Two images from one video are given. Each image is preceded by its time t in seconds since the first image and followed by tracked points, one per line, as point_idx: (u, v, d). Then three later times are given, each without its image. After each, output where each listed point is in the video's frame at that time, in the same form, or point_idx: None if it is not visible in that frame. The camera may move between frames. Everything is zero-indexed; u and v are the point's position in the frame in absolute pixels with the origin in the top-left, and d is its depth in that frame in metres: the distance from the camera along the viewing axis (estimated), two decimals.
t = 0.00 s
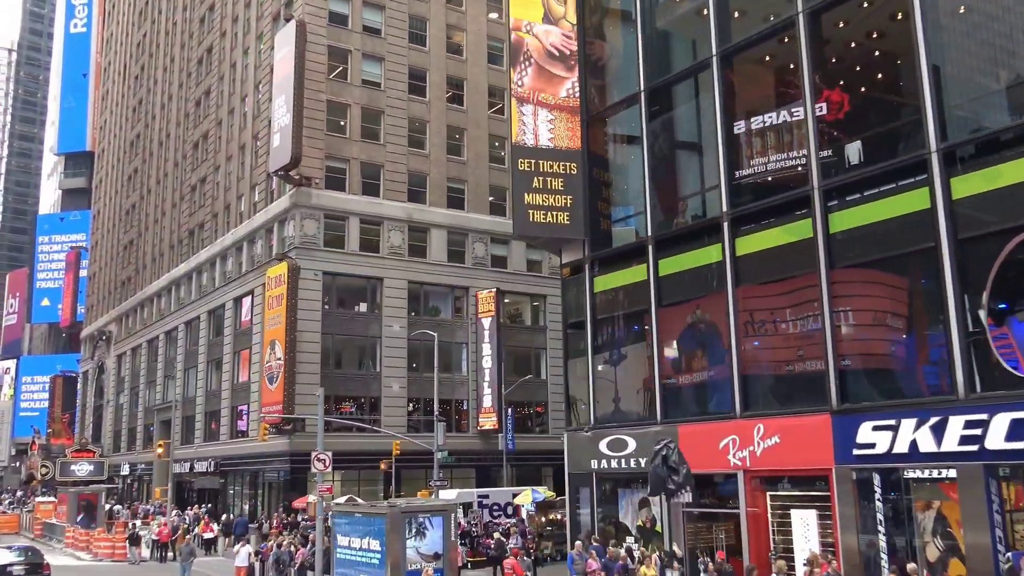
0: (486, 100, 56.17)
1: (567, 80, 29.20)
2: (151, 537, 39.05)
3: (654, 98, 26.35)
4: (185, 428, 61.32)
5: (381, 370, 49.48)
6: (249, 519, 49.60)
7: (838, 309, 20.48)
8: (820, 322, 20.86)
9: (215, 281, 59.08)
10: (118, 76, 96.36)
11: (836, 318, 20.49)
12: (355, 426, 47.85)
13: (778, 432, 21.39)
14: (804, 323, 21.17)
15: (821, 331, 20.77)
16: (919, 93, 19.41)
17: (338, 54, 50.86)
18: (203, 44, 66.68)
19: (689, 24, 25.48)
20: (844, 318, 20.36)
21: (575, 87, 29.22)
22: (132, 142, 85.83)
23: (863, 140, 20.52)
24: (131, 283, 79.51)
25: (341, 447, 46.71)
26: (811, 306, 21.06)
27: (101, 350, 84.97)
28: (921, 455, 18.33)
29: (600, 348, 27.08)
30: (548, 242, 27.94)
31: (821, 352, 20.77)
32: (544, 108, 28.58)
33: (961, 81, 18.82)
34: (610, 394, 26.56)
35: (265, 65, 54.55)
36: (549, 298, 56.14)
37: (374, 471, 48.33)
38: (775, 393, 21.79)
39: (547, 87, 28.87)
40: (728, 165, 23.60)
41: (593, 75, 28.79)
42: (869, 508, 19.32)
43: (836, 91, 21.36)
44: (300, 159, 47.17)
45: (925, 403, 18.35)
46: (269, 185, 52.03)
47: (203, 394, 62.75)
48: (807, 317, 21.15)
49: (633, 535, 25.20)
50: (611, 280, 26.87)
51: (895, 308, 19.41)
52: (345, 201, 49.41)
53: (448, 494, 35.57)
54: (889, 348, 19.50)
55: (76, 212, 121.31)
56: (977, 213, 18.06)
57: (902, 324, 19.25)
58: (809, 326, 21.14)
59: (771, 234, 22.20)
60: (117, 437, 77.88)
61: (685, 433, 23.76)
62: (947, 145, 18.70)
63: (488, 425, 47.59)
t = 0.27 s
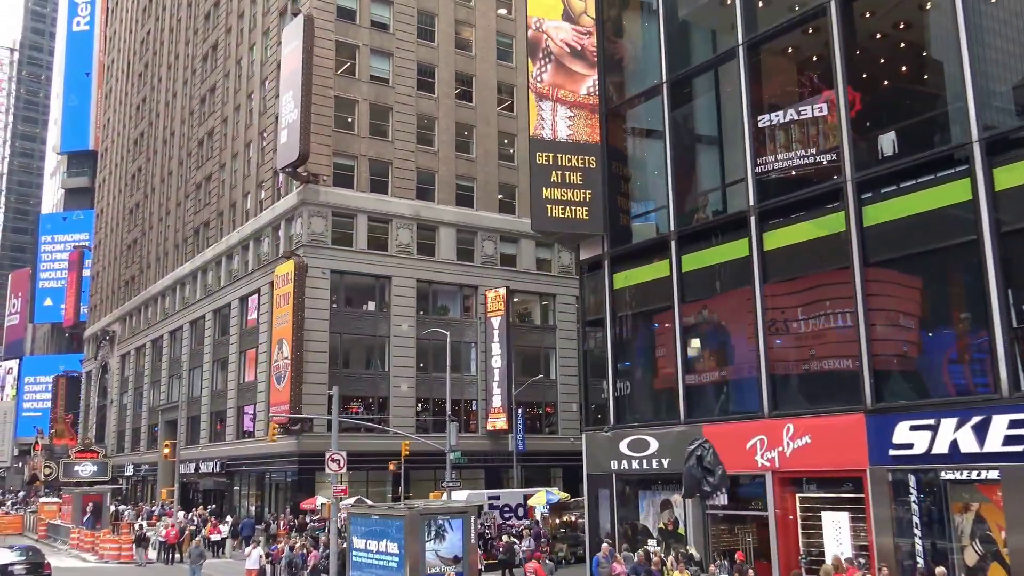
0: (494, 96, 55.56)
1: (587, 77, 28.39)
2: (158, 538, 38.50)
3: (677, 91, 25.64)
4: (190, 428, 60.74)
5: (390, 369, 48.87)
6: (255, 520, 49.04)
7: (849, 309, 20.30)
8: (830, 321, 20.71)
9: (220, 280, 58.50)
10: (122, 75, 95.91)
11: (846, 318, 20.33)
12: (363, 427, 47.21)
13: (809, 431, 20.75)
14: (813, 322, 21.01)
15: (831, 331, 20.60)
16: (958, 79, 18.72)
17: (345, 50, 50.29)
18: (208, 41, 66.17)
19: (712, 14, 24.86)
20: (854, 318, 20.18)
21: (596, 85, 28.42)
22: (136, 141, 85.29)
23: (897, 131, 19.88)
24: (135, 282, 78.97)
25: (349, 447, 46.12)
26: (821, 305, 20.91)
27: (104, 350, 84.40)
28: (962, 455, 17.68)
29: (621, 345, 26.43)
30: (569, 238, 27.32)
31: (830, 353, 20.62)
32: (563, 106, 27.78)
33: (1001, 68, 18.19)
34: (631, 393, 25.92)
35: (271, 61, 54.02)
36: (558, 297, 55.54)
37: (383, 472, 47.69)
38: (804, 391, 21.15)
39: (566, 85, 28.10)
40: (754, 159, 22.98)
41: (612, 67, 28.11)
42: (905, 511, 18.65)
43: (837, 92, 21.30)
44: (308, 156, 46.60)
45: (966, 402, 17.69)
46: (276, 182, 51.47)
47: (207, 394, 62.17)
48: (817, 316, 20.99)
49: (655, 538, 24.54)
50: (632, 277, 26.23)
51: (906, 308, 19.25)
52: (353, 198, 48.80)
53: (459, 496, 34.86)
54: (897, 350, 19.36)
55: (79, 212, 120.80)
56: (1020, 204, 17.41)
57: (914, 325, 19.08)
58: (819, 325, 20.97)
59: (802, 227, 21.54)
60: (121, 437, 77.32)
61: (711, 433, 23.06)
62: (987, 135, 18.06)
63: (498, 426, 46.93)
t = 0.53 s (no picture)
0: (505, 92, 54.82)
1: (611, 71, 27.64)
2: (165, 540, 37.79)
3: (703, 81, 24.86)
4: (195, 428, 59.96)
5: (399, 368, 48.13)
6: (262, 521, 48.31)
7: (861, 307, 20.05)
8: (843, 320, 20.42)
9: (226, 278, 57.79)
10: (125, 72, 95.21)
11: (858, 316, 20.08)
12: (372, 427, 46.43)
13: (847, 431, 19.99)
14: (825, 321, 20.73)
15: (846, 330, 20.28)
16: (1005, 65, 17.97)
17: (354, 44, 49.59)
18: (214, 36, 65.47)
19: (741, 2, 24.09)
20: (866, 317, 19.93)
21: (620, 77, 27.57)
22: (139, 138, 84.55)
23: (939, 120, 19.12)
24: (138, 281, 78.21)
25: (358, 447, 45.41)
26: (834, 304, 20.63)
27: (107, 349, 83.60)
28: (1012, 457, 16.91)
29: (645, 342, 25.64)
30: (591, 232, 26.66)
31: (844, 352, 20.30)
32: (586, 101, 27.14)
33: None
34: (656, 392, 25.17)
35: (279, 56, 53.31)
36: (569, 296, 54.80)
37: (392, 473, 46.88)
38: (840, 390, 20.39)
39: (591, 78, 27.48)
40: (786, 150, 22.24)
41: (635, 57, 27.35)
42: (951, 515, 17.88)
43: (848, 92, 21.15)
44: (316, 152, 45.89)
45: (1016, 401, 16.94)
46: (283, 179, 50.75)
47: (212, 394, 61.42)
48: (841, 313, 20.52)
49: (682, 541, 23.78)
50: (656, 272, 25.47)
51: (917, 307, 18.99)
52: (362, 195, 48.09)
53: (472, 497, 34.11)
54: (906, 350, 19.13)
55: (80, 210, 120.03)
56: None
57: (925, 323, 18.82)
58: (832, 324, 20.69)
59: (836, 221, 20.83)
60: (124, 437, 76.55)
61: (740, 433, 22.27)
62: None
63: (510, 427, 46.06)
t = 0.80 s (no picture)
0: (514, 88, 54.04)
1: (634, 62, 26.80)
2: (171, 541, 37.03)
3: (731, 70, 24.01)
4: (199, 428, 59.18)
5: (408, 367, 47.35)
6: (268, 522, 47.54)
7: (874, 306, 19.83)
8: (870, 317, 19.90)
9: (231, 276, 57.03)
10: (127, 69, 94.54)
11: (870, 315, 19.88)
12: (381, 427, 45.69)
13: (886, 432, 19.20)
14: (852, 318, 20.19)
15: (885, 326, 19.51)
16: None
17: (362, 38, 48.86)
18: (219, 31, 64.79)
19: None
20: (879, 315, 19.73)
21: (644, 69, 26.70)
22: (142, 135, 83.82)
23: (984, 107, 18.35)
24: (141, 279, 77.46)
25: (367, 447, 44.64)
26: (860, 300, 20.11)
27: (109, 348, 82.82)
28: None
29: (669, 339, 24.85)
30: (612, 226, 25.80)
31: (860, 350, 20.04)
32: (608, 92, 26.30)
33: None
34: (682, 391, 24.37)
35: (285, 50, 52.61)
36: (579, 294, 54.00)
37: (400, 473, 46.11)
38: (878, 389, 19.61)
39: (613, 69, 26.67)
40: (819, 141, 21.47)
41: (658, 47, 26.58)
42: (999, 520, 17.07)
43: (883, 80, 20.42)
44: (325, 147, 45.13)
45: None
46: (290, 175, 50.02)
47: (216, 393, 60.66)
48: (878, 309, 19.77)
49: (709, 545, 22.99)
50: (682, 267, 24.68)
51: (929, 307, 18.79)
52: (370, 190, 47.33)
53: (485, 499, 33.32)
54: (934, 348, 18.65)
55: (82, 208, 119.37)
56: None
57: (936, 325, 18.63)
58: (859, 321, 20.14)
59: (875, 212, 19.98)
60: (126, 437, 75.77)
61: (771, 433, 21.48)
62: None
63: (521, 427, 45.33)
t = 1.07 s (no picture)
0: (523, 83, 53.40)
1: (653, 52, 26.05)
2: (177, 542, 36.42)
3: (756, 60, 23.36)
4: (203, 427, 58.52)
5: (416, 366, 46.69)
6: (275, 522, 46.92)
7: (908, 300, 19.19)
8: (905, 311, 19.27)
9: (236, 273, 56.38)
10: (129, 65, 93.86)
11: (906, 309, 19.23)
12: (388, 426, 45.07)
13: (922, 430, 18.55)
14: (886, 313, 19.55)
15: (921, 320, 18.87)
16: None
17: (370, 32, 48.25)
18: (223, 26, 64.15)
19: None
20: (914, 309, 19.10)
21: (662, 59, 26.04)
22: (145, 132, 83.20)
23: None
24: (144, 276, 76.81)
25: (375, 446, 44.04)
26: (893, 294, 19.48)
27: (111, 346, 82.15)
28: None
29: (692, 335, 24.21)
30: (633, 220, 25.13)
31: (888, 347, 19.49)
32: (628, 85, 25.52)
33: None
34: (705, 388, 23.69)
35: (292, 45, 51.99)
36: (588, 292, 53.39)
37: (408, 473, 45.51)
38: (913, 386, 18.99)
39: (633, 61, 25.88)
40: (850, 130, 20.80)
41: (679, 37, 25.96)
42: None
43: (915, 68, 19.79)
44: (333, 141, 44.46)
45: None
46: (297, 171, 49.37)
47: (220, 391, 60.04)
48: (914, 303, 19.13)
49: (733, 546, 22.36)
50: (706, 261, 24.01)
51: (940, 305, 18.69)
52: (378, 186, 46.73)
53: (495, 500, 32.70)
54: (974, 344, 18.00)
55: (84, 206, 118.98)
56: None
57: (947, 322, 18.52)
58: (893, 317, 19.50)
59: (910, 204, 19.31)
60: (129, 436, 75.13)
61: (799, 432, 20.81)
62: None
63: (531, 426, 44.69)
